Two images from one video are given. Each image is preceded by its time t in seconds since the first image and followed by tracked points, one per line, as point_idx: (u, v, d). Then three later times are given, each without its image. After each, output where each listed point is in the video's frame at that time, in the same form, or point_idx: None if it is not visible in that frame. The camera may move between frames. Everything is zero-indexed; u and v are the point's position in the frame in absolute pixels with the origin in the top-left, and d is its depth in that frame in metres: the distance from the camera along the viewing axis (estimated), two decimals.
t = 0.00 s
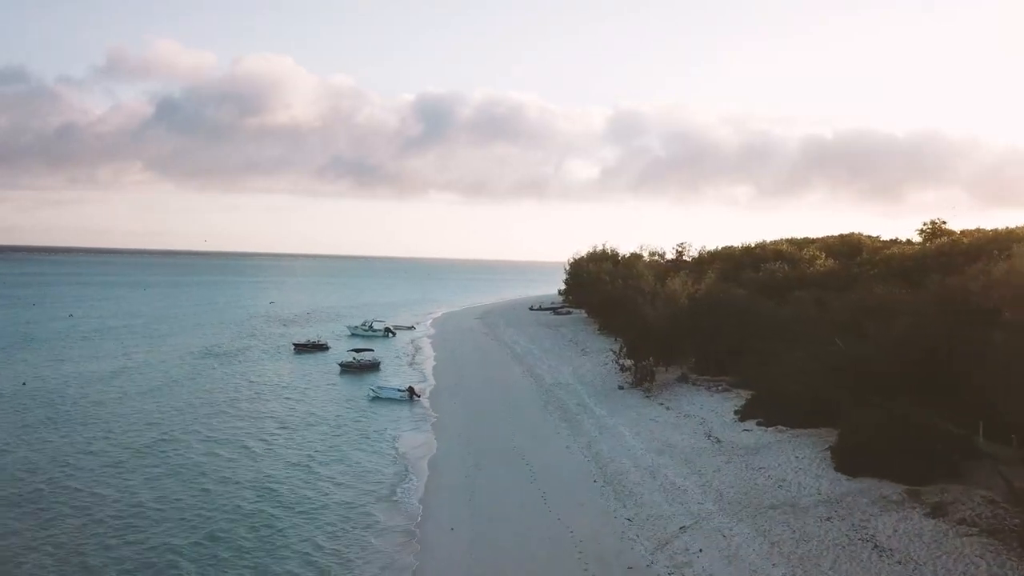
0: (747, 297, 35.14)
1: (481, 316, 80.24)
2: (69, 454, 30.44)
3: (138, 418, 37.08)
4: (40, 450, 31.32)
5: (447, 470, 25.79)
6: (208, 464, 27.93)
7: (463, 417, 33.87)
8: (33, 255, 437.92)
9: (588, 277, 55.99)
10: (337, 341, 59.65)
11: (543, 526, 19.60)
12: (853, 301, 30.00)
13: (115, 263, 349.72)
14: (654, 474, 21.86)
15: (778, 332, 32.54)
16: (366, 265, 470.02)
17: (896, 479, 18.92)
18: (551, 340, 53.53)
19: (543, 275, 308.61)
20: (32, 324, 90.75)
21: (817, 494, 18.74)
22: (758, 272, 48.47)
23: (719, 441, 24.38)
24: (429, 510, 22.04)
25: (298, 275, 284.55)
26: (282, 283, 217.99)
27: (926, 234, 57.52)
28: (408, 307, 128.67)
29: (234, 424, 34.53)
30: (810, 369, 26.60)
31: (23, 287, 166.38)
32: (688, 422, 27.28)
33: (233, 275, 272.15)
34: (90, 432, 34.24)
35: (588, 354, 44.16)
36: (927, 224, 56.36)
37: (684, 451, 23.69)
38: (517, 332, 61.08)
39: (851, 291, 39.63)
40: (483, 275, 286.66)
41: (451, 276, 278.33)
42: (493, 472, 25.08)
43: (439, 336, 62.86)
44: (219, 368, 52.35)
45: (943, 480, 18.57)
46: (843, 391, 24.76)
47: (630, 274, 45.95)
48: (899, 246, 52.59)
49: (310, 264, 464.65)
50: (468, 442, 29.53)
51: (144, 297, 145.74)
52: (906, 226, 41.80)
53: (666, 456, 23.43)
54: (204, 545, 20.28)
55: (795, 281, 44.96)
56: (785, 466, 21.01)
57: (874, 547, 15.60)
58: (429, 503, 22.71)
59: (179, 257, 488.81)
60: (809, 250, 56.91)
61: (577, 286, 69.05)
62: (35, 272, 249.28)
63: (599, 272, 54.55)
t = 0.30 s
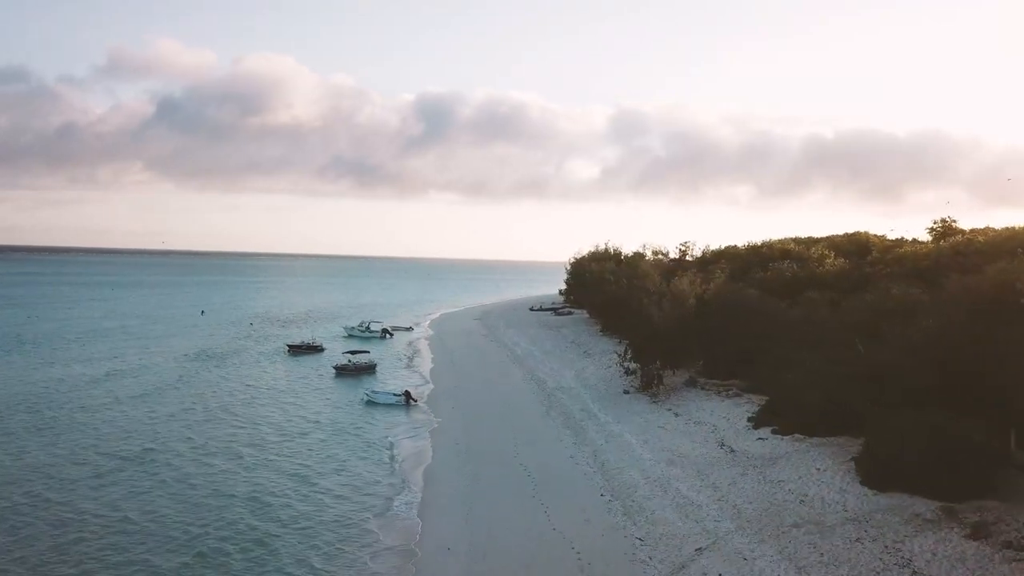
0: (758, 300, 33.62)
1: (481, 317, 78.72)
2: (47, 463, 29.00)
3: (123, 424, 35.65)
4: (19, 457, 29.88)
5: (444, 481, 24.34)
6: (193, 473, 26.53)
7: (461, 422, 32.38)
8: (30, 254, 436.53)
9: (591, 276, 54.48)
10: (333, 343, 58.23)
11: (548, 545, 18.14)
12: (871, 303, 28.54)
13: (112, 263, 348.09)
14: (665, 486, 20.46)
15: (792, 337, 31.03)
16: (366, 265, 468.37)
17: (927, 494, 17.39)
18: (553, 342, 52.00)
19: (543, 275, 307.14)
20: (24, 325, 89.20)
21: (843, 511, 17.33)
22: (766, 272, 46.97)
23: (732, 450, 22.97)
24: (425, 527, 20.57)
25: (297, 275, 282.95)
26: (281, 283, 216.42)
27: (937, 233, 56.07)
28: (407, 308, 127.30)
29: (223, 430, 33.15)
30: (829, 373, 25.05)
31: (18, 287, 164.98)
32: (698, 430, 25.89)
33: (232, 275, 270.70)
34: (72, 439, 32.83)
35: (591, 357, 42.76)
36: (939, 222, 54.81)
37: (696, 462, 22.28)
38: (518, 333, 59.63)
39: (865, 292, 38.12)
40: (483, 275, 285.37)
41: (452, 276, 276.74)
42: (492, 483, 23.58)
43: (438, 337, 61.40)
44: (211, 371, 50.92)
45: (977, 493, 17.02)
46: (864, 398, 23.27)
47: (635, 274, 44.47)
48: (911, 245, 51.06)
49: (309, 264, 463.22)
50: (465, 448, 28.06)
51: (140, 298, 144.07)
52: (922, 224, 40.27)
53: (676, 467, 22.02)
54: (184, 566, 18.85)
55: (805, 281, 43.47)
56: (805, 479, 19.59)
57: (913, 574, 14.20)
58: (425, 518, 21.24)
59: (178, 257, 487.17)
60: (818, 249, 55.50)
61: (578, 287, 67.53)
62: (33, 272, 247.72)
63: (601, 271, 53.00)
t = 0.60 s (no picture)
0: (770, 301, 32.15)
1: (479, 317, 77.30)
2: (25, 471, 27.54)
3: (108, 428, 34.25)
4: None
5: (440, 492, 22.97)
6: (178, 483, 25.12)
7: (459, 428, 30.93)
8: (29, 253, 434.97)
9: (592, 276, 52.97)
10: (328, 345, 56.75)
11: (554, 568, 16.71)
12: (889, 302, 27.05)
13: (110, 263, 346.41)
14: (678, 503, 19.06)
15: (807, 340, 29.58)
16: (365, 265, 466.79)
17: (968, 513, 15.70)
18: (554, 343, 50.60)
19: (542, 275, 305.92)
20: (14, 326, 87.45)
21: (874, 532, 16.00)
22: (774, 272, 45.50)
23: (747, 461, 21.59)
24: (421, 546, 19.10)
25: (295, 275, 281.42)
26: (278, 283, 214.84)
27: (946, 232, 54.78)
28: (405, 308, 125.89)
29: (210, 436, 31.75)
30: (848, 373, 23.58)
31: (12, 287, 163.24)
32: (709, 438, 24.50)
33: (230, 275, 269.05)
34: (53, 444, 31.34)
35: (594, 359, 41.36)
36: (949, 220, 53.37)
37: (709, 475, 20.93)
38: (517, 335, 58.20)
39: (878, 293, 36.69)
40: (482, 275, 284.03)
41: (451, 276, 275.53)
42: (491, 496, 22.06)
43: (434, 339, 59.63)
44: (202, 374, 49.51)
45: None
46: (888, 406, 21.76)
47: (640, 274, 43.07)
48: (921, 244, 49.61)
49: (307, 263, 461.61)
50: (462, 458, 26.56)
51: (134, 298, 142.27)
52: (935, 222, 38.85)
53: (688, 480, 20.64)
54: None
55: (814, 281, 42.03)
56: (829, 494, 18.23)
57: None
58: (420, 536, 19.76)
59: (177, 257, 485.39)
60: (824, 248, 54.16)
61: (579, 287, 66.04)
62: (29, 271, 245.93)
63: (604, 271, 51.45)
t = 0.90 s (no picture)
0: (784, 301, 30.66)
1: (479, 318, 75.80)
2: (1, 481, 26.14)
3: (90, 436, 32.76)
4: None
5: (436, 507, 21.48)
6: (159, 496, 23.68)
7: (457, 435, 29.44)
8: (27, 253, 433.89)
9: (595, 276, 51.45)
10: (324, 347, 55.24)
11: None
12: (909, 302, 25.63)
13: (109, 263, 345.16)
14: (694, 523, 17.56)
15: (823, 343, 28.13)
16: (365, 264, 465.77)
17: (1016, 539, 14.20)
18: (556, 346, 49.09)
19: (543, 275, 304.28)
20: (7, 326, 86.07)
21: (911, 559, 14.54)
22: (783, 272, 44.01)
23: (765, 475, 20.15)
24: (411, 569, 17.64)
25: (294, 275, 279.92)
26: (277, 283, 213.26)
27: (958, 230, 53.22)
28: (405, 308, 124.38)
29: (196, 444, 30.27)
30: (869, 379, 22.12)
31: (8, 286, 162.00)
32: (723, 449, 23.02)
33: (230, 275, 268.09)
34: (33, 452, 29.92)
35: (598, 362, 39.89)
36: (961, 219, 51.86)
37: (725, 490, 19.44)
38: (518, 336, 56.73)
39: (893, 294, 35.20)
40: (483, 275, 282.49)
41: (451, 276, 274.04)
42: (491, 513, 20.53)
43: (433, 340, 58.15)
44: (193, 378, 48.05)
45: None
46: (919, 417, 20.16)
47: (647, 274, 41.52)
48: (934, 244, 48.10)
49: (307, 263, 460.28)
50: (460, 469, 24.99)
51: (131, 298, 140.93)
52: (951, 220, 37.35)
53: (703, 496, 19.18)
54: None
55: (826, 281, 40.52)
56: (859, 514, 16.72)
57: None
58: (412, 558, 18.27)
59: (177, 256, 484.31)
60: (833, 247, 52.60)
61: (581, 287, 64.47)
62: (26, 271, 244.52)
63: (608, 271, 49.90)
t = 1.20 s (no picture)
0: (799, 304, 29.36)
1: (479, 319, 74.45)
2: None
3: (73, 445, 31.40)
4: None
5: (433, 524, 20.05)
6: (140, 511, 22.33)
7: (456, 443, 28.05)
8: (26, 252, 432.62)
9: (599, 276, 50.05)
10: (320, 350, 53.82)
11: None
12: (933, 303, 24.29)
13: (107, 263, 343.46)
14: (713, 548, 16.13)
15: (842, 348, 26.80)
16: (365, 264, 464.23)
17: None
18: (558, 348, 47.64)
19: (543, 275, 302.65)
20: None
21: None
22: (793, 273, 42.61)
23: (786, 490, 18.80)
24: None
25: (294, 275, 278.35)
26: (276, 284, 211.64)
27: (972, 228, 51.76)
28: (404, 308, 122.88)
29: (183, 454, 28.87)
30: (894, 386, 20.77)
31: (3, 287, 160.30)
32: (738, 461, 21.61)
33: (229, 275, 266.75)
34: (11, 462, 28.53)
35: (602, 366, 38.49)
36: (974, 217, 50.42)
37: (744, 509, 18.03)
38: (519, 338, 55.31)
39: (909, 295, 33.81)
40: (483, 275, 280.89)
41: (451, 276, 272.49)
42: (490, 530, 19.12)
43: (432, 342, 56.71)
44: (184, 382, 46.66)
45: None
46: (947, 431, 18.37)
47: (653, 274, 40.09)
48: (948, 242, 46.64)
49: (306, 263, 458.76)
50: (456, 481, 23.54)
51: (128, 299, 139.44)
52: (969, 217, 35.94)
53: (721, 515, 17.82)
54: None
55: (839, 282, 39.08)
56: (894, 537, 15.36)
57: None
58: None
59: (176, 256, 482.90)
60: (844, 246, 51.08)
61: (584, 287, 63.08)
62: (23, 271, 242.99)
63: (613, 271, 48.48)
